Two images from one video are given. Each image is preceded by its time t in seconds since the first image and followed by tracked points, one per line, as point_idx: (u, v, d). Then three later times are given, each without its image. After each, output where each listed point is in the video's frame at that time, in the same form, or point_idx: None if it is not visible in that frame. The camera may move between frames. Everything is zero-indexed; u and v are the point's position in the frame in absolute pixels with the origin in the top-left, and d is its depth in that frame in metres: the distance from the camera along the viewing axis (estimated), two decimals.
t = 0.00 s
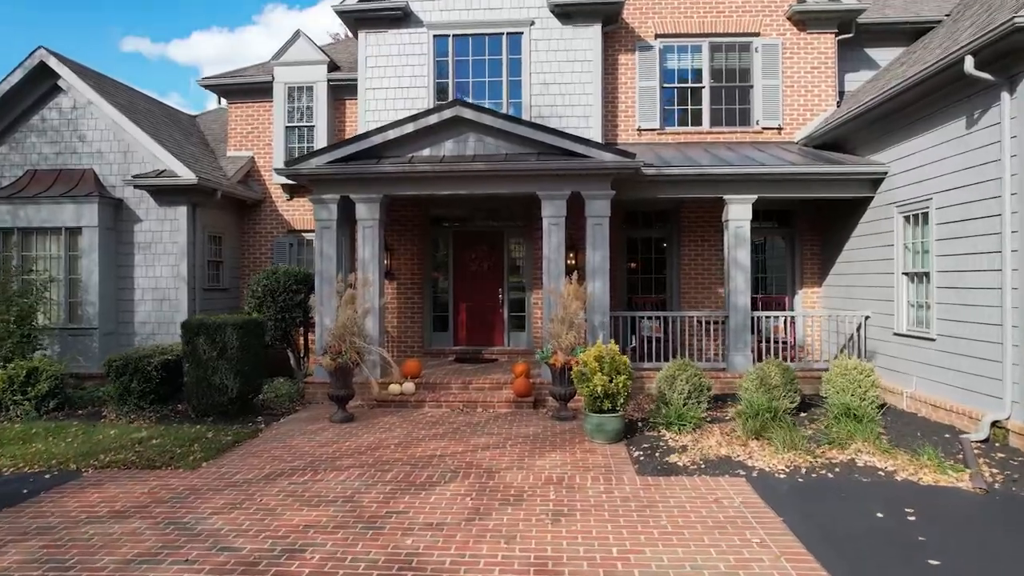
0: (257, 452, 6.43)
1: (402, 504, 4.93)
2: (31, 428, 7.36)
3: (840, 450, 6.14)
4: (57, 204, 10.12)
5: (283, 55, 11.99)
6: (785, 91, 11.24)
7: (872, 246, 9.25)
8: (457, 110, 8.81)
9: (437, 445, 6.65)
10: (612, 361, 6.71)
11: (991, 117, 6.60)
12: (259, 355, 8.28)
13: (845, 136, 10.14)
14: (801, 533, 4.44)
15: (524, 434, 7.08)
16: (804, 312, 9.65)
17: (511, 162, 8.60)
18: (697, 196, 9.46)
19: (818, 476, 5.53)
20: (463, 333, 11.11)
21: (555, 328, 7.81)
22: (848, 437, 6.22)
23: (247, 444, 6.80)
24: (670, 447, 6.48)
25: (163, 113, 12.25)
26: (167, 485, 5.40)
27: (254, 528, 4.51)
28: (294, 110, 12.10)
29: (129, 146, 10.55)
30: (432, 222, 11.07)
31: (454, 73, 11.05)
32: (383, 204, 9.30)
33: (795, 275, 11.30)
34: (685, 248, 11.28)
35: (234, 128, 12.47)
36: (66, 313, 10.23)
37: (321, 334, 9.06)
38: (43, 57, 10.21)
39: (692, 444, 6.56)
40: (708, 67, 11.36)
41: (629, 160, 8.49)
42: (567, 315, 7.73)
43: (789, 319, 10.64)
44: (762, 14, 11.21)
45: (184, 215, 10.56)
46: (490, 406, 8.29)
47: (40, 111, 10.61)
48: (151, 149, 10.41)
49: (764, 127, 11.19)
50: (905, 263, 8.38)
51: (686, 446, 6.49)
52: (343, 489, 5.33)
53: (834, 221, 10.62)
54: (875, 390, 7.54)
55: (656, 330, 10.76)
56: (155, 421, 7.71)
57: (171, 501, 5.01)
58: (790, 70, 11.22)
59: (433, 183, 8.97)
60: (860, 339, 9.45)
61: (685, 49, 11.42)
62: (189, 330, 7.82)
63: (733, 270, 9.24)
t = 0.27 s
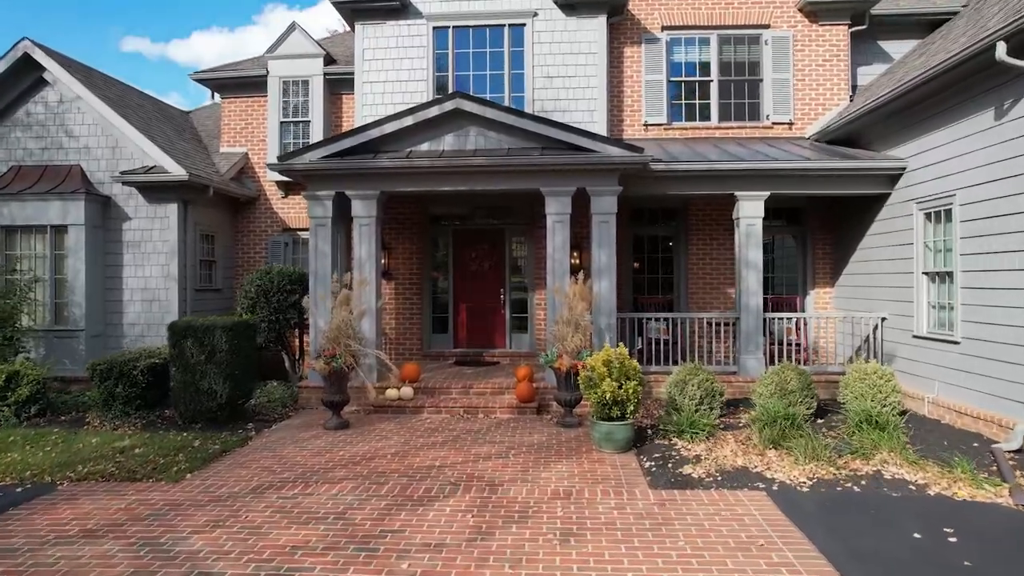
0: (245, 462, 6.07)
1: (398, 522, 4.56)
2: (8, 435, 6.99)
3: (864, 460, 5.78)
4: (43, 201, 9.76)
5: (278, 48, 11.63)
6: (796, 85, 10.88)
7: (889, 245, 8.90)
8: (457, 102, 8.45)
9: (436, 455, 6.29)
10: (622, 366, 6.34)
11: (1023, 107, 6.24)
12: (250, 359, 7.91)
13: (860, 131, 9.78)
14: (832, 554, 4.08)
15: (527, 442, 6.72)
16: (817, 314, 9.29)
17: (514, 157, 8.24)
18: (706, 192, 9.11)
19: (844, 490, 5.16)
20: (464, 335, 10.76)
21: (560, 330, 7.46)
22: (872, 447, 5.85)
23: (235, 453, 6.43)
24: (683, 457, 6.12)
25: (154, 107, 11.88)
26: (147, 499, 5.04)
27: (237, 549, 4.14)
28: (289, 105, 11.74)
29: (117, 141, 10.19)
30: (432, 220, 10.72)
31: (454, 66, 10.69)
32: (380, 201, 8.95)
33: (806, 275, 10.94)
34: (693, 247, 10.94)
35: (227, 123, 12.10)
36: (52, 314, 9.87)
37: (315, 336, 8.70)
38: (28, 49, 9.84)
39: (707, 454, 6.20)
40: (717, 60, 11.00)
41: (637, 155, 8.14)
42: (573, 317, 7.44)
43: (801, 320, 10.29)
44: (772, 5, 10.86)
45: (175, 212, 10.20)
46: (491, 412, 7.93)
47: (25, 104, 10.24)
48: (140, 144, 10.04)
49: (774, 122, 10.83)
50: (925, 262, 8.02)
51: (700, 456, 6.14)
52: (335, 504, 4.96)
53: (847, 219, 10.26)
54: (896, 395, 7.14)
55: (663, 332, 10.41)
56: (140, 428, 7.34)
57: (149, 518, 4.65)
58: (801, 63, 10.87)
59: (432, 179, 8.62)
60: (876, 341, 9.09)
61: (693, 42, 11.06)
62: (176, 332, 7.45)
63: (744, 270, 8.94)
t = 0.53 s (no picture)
0: (230, 473, 5.71)
1: (390, 542, 4.20)
2: None
3: (890, 471, 5.41)
4: (26, 198, 9.39)
5: (271, 40, 11.27)
6: (807, 78, 10.51)
7: (906, 243, 8.54)
8: (457, 93, 8.08)
9: (433, 465, 5.93)
10: (630, 371, 5.97)
11: None
12: (239, 362, 7.54)
13: (875, 125, 9.41)
14: None
15: (530, 451, 6.36)
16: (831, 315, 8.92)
17: (515, 150, 7.87)
18: (715, 188, 8.74)
19: (873, 505, 4.77)
20: (464, 337, 10.39)
21: (564, 332, 7.10)
22: (898, 457, 5.48)
23: (221, 462, 6.07)
24: (696, 468, 5.76)
25: (143, 101, 11.51)
26: (120, 515, 4.67)
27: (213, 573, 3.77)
28: (283, 99, 11.37)
29: (103, 136, 9.81)
30: (430, 217, 10.34)
31: (453, 58, 10.32)
32: (376, 197, 8.58)
33: (818, 274, 10.57)
34: (700, 246, 10.60)
35: (219, 118, 11.73)
36: (35, 315, 9.51)
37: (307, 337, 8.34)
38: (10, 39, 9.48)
39: (721, 465, 5.84)
40: (725, 53, 10.64)
41: (645, 148, 7.78)
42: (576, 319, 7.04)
43: (812, 321, 9.92)
44: None
45: (163, 209, 9.83)
46: (492, 418, 7.58)
47: (9, 97, 9.88)
48: (127, 138, 9.68)
49: (784, 116, 10.46)
50: (947, 261, 7.65)
51: (713, 467, 5.79)
52: (323, 521, 4.60)
53: (861, 217, 9.89)
54: (918, 401, 6.71)
55: (670, 334, 10.04)
56: (122, 435, 6.97)
57: (120, 537, 4.28)
58: (812, 55, 10.50)
59: (430, 174, 8.25)
60: (892, 344, 8.73)
61: (700, 33, 10.69)
62: (160, 334, 7.07)
63: (755, 271, 8.59)
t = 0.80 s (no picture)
0: (213, 485, 5.39)
1: (380, 564, 3.88)
2: None
3: (915, 482, 5.07)
4: (9, 194, 9.06)
5: (264, 33, 10.95)
6: (816, 71, 10.19)
7: (921, 241, 8.22)
8: (455, 85, 7.75)
9: (429, 476, 5.61)
10: (637, 376, 5.63)
11: None
12: (228, 365, 7.17)
13: (888, 119, 9.09)
14: None
15: (532, 460, 6.04)
16: (843, 316, 8.61)
17: (516, 144, 7.55)
18: (724, 184, 8.42)
19: (900, 521, 4.43)
20: (462, 339, 10.07)
21: (567, 335, 6.78)
22: (922, 468, 5.15)
23: (205, 472, 5.75)
24: (707, 479, 5.45)
25: (133, 96, 11.18)
26: (92, 532, 4.35)
27: None
28: (276, 94, 11.05)
29: (90, 131, 9.48)
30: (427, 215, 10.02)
31: (451, 50, 10.00)
32: (371, 193, 8.26)
33: (827, 274, 10.25)
34: (706, 244, 10.29)
35: (211, 113, 11.41)
36: (18, 316, 9.18)
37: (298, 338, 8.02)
38: None
39: (733, 475, 5.52)
40: (732, 45, 10.32)
41: (651, 142, 7.45)
42: (580, 320, 6.74)
43: (822, 323, 9.61)
44: None
45: (152, 207, 9.49)
46: (491, 424, 7.24)
47: None
48: (114, 133, 9.36)
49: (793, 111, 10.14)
50: (966, 259, 7.32)
51: (727, 477, 5.48)
52: (308, 538, 4.27)
53: (873, 214, 9.57)
54: (938, 405, 6.41)
55: (675, 335, 9.73)
56: (103, 442, 6.65)
57: (88, 557, 3.96)
58: (822, 48, 10.18)
59: (427, 169, 7.93)
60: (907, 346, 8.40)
61: (706, 25, 10.37)
62: (142, 337, 6.69)
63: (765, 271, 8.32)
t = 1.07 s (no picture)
0: (193, 501, 5.02)
1: None
2: None
3: (949, 500, 4.70)
4: None
5: (257, 25, 10.58)
6: (829, 64, 9.82)
7: (941, 241, 7.87)
8: (453, 76, 7.38)
9: (426, 492, 5.25)
10: (648, 385, 5.22)
11: None
12: (214, 371, 6.77)
13: (905, 113, 8.72)
14: None
15: (535, 474, 5.69)
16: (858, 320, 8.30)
17: (517, 138, 7.19)
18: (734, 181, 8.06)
19: (938, 546, 4.06)
20: (461, 343, 9.69)
21: (572, 339, 6.43)
22: (956, 485, 4.78)
23: (186, 486, 5.39)
24: (724, 495, 5.08)
25: (121, 91, 10.81)
26: (56, 557, 3.99)
27: None
28: (269, 88, 10.69)
29: (73, 126, 9.11)
30: (425, 213, 9.66)
31: (450, 42, 9.64)
32: (366, 190, 7.90)
33: (840, 275, 9.90)
34: (714, 244, 9.97)
35: (202, 108, 11.03)
36: None
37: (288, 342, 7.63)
38: None
39: (750, 491, 5.17)
40: (741, 37, 9.95)
41: (660, 136, 7.09)
42: (585, 324, 6.38)
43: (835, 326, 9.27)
44: None
45: (138, 204, 9.12)
46: (491, 433, 6.88)
47: None
48: (99, 128, 8.99)
49: (805, 106, 9.78)
50: (992, 260, 6.96)
51: (745, 493, 5.13)
52: (291, 565, 3.90)
53: (888, 213, 9.22)
54: (965, 415, 6.01)
55: (683, 339, 9.37)
56: (81, 453, 6.28)
57: None
58: (834, 40, 9.81)
59: (424, 165, 7.57)
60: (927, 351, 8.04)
61: (714, 17, 10.01)
62: (122, 342, 6.31)
63: (778, 272, 7.96)
